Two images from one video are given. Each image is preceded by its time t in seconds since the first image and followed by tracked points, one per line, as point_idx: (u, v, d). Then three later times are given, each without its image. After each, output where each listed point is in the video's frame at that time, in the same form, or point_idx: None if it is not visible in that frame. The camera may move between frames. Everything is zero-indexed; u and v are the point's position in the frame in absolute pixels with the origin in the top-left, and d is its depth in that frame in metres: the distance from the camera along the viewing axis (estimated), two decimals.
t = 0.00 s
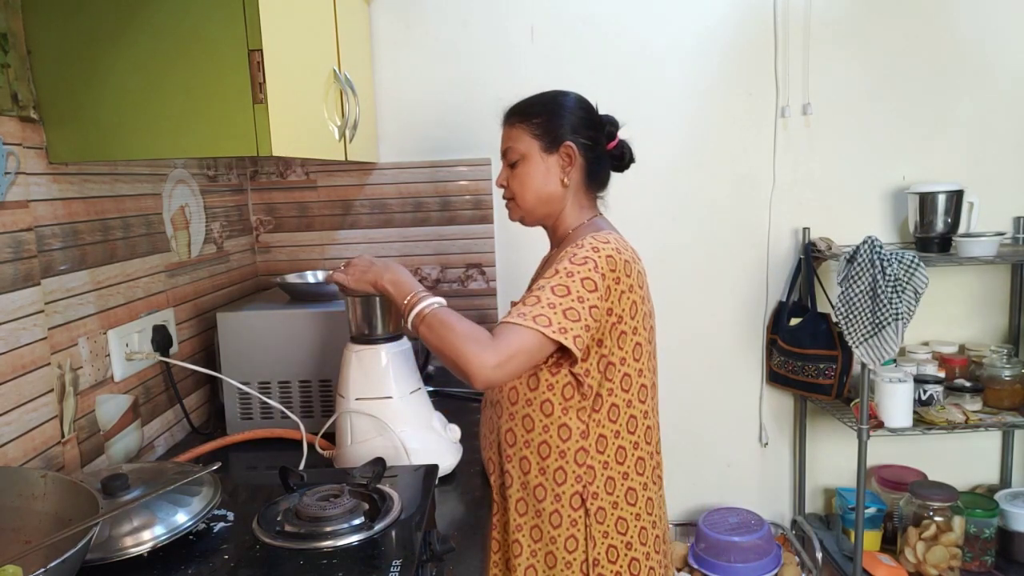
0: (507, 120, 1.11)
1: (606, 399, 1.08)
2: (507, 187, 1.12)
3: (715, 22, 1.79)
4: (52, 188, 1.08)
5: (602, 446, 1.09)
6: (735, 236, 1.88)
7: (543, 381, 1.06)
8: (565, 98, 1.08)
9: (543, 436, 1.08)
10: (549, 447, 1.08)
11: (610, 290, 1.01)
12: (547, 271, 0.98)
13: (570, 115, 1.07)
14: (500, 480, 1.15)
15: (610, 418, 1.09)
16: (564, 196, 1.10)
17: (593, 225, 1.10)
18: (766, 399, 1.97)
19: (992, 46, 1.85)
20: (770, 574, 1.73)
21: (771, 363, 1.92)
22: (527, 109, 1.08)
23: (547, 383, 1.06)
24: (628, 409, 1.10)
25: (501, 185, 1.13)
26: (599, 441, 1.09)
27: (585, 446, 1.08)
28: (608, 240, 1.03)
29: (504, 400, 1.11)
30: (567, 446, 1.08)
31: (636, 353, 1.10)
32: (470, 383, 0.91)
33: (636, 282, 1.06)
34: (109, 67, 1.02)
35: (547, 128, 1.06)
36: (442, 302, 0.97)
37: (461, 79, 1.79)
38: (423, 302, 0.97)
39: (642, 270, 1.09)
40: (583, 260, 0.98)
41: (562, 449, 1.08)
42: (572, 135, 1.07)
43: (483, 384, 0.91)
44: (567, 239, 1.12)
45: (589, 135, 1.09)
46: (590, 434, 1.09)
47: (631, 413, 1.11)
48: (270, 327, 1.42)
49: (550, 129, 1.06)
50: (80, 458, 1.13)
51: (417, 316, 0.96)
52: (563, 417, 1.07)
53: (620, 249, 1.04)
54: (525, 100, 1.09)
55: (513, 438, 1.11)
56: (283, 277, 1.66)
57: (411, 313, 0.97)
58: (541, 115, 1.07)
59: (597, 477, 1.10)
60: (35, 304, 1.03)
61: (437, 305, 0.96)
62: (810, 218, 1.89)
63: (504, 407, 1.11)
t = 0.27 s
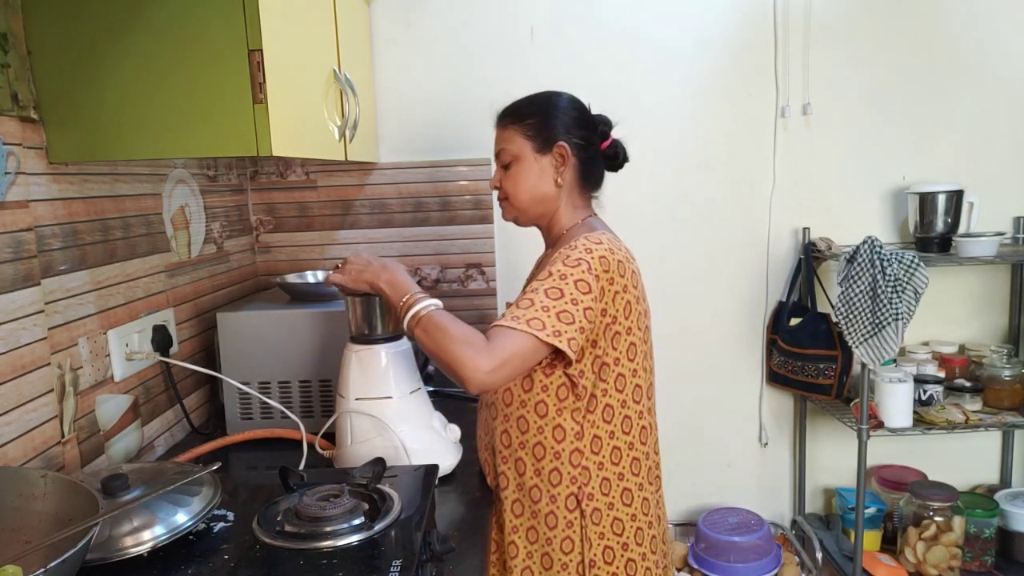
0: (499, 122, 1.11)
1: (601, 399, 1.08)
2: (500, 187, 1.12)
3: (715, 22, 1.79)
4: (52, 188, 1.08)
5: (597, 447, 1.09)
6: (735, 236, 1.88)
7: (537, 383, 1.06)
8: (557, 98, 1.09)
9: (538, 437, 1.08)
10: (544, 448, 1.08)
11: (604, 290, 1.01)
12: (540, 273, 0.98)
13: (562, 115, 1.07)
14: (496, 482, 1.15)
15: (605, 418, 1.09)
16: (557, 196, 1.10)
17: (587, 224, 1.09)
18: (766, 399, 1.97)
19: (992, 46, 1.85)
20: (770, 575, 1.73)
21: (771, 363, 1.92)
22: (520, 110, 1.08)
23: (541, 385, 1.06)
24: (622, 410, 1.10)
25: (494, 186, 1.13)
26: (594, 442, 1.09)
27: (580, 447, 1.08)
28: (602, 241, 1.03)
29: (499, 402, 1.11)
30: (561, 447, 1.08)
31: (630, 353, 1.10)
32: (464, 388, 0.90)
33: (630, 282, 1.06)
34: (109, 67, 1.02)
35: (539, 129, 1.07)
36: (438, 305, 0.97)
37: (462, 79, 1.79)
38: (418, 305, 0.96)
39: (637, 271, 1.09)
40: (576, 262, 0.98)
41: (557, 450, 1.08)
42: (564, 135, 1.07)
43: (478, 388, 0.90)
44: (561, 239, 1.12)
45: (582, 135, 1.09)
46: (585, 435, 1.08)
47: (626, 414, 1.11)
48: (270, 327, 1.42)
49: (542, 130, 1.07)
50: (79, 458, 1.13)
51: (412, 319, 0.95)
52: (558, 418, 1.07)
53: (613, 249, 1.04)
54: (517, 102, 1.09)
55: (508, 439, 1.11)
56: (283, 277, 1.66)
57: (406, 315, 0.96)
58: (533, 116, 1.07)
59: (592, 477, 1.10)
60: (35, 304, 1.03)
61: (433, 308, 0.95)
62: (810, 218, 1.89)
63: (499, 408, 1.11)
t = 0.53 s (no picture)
0: (500, 121, 1.11)
1: (600, 401, 1.08)
2: (500, 186, 1.12)
3: (715, 22, 1.79)
4: (51, 188, 1.08)
5: (596, 447, 1.09)
6: (735, 236, 1.88)
7: (537, 383, 1.06)
8: (558, 98, 1.09)
9: (537, 438, 1.08)
10: (543, 449, 1.08)
11: (605, 292, 1.01)
12: (542, 275, 0.98)
13: (564, 115, 1.07)
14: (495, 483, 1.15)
15: (604, 420, 1.09)
16: (558, 195, 1.10)
17: (588, 225, 1.09)
18: (766, 399, 1.97)
19: (992, 46, 1.85)
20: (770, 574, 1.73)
21: (771, 363, 1.92)
22: (521, 109, 1.08)
23: (541, 385, 1.06)
24: (622, 411, 1.10)
25: (494, 184, 1.13)
26: (593, 443, 1.09)
27: (579, 448, 1.08)
28: (603, 242, 1.03)
29: (498, 402, 1.11)
30: (561, 448, 1.08)
31: (630, 355, 1.10)
32: (466, 389, 0.91)
33: (631, 283, 1.06)
34: (110, 66, 1.02)
35: (540, 128, 1.07)
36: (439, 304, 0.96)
37: (462, 79, 1.79)
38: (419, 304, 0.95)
39: (637, 272, 1.09)
40: (578, 263, 0.98)
41: (556, 451, 1.08)
42: (565, 134, 1.07)
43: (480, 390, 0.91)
44: (562, 239, 1.12)
45: (583, 135, 1.09)
46: (584, 436, 1.08)
47: (625, 415, 1.11)
48: (270, 327, 1.42)
49: (544, 129, 1.06)
50: (79, 458, 1.13)
51: (414, 318, 0.94)
52: (557, 419, 1.07)
53: (614, 250, 1.04)
54: (518, 101, 1.09)
55: (507, 440, 1.11)
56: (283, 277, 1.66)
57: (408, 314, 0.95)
58: (534, 115, 1.07)
59: (590, 478, 1.10)
60: (35, 304, 1.03)
61: (434, 307, 0.94)
62: (810, 218, 1.89)
63: (499, 409, 1.11)
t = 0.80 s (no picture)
0: (535, 114, 1.11)
1: (615, 405, 1.07)
2: (529, 180, 1.12)
3: (715, 22, 1.79)
4: (51, 188, 1.07)
5: (609, 452, 1.09)
6: (735, 236, 1.88)
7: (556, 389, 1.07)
8: (591, 95, 1.08)
9: (551, 439, 1.09)
10: (556, 450, 1.09)
11: (626, 300, 1.00)
12: (563, 287, 1.00)
13: (597, 114, 1.07)
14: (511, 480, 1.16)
15: (618, 425, 1.08)
16: (585, 194, 1.10)
17: (613, 227, 1.10)
18: (766, 399, 1.97)
19: (992, 46, 1.85)
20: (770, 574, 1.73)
21: (771, 363, 1.92)
22: (554, 104, 1.08)
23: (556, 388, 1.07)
24: (637, 417, 1.09)
25: (523, 177, 1.13)
26: (606, 447, 1.08)
27: (592, 452, 1.08)
28: (624, 248, 1.02)
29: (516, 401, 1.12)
30: (573, 451, 1.08)
31: (649, 361, 1.07)
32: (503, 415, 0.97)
33: (653, 289, 1.04)
34: (110, 66, 1.02)
35: (571, 125, 1.06)
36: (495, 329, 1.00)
37: (462, 79, 1.79)
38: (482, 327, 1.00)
39: (662, 276, 1.07)
40: (598, 274, 0.98)
41: (569, 453, 1.08)
42: (596, 134, 1.06)
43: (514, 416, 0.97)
44: (587, 238, 1.12)
45: (615, 135, 1.08)
46: (597, 439, 1.08)
47: (641, 421, 1.09)
48: (270, 327, 1.42)
49: (575, 126, 1.06)
50: (79, 458, 1.13)
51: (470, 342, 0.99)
52: (571, 422, 1.07)
53: (636, 256, 1.02)
54: (552, 96, 1.09)
55: (522, 439, 1.11)
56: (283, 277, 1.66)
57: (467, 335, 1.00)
58: (566, 112, 1.07)
59: (601, 483, 1.09)
60: (35, 304, 1.03)
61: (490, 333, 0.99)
62: (810, 218, 1.89)
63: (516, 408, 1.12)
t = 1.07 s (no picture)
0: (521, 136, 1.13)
1: (611, 397, 1.07)
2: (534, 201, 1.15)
3: (715, 23, 1.79)
4: (51, 188, 1.08)
5: (608, 444, 1.08)
6: (735, 237, 1.88)
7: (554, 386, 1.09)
8: (573, 101, 1.08)
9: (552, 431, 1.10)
10: (557, 442, 1.10)
11: (609, 296, 1.00)
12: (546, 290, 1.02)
13: (577, 120, 1.07)
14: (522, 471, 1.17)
15: (615, 416, 1.08)
16: (583, 201, 1.11)
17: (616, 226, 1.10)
18: (766, 399, 1.97)
19: (992, 46, 1.85)
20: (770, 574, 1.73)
21: (771, 363, 1.92)
22: (535, 122, 1.09)
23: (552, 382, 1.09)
24: (634, 409, 1.08)
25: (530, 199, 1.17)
26: (605, 439, 1.08)
27: (590, 444, 1.08)
28: (605, 245, 1.02)
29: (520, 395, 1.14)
30: (571, 443, 1.09)
31: (643, 353, 1.06)
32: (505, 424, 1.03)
33: (642, 281, 1.03)
34: (110, 66, 1.02)
35: (555, 141, 1.08)
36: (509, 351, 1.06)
37: (461, 79, 1.79)
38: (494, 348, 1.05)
39: (654, 267, 1.05)
40: (574, 272, 0.98)
41: (567, 445, 1.09)
42: (579, 140, 1.07)
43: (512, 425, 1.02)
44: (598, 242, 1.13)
45: (599, 134, 1.08)
46: (595, 432, 1.08)
47: (639, 413, 1.08)
48: (270, 328, 1.42)
49: (557, 140, 1.07)
50: (79, 458, 1.13)
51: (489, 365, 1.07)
52: (568, 415, 1.08)
53: (618, 252, 1.01)
54: (533, 113, 1.11)
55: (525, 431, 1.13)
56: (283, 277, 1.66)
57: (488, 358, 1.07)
58: (549, 127, 1.08)
59: (601, 475, 1.08)
60: (35, 304, 1.03)
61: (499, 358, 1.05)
62: (810, 218, 1.89)
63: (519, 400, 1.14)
